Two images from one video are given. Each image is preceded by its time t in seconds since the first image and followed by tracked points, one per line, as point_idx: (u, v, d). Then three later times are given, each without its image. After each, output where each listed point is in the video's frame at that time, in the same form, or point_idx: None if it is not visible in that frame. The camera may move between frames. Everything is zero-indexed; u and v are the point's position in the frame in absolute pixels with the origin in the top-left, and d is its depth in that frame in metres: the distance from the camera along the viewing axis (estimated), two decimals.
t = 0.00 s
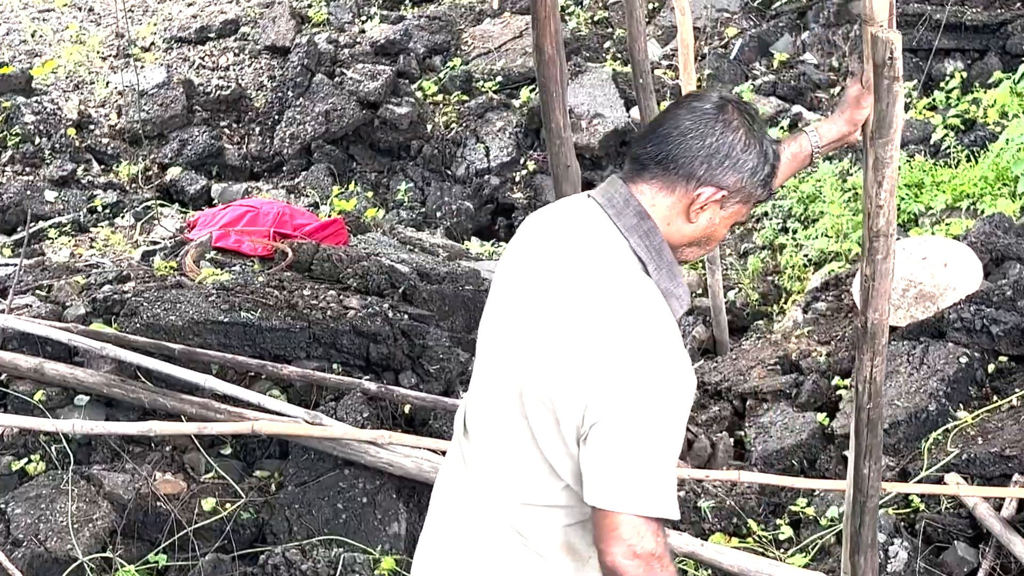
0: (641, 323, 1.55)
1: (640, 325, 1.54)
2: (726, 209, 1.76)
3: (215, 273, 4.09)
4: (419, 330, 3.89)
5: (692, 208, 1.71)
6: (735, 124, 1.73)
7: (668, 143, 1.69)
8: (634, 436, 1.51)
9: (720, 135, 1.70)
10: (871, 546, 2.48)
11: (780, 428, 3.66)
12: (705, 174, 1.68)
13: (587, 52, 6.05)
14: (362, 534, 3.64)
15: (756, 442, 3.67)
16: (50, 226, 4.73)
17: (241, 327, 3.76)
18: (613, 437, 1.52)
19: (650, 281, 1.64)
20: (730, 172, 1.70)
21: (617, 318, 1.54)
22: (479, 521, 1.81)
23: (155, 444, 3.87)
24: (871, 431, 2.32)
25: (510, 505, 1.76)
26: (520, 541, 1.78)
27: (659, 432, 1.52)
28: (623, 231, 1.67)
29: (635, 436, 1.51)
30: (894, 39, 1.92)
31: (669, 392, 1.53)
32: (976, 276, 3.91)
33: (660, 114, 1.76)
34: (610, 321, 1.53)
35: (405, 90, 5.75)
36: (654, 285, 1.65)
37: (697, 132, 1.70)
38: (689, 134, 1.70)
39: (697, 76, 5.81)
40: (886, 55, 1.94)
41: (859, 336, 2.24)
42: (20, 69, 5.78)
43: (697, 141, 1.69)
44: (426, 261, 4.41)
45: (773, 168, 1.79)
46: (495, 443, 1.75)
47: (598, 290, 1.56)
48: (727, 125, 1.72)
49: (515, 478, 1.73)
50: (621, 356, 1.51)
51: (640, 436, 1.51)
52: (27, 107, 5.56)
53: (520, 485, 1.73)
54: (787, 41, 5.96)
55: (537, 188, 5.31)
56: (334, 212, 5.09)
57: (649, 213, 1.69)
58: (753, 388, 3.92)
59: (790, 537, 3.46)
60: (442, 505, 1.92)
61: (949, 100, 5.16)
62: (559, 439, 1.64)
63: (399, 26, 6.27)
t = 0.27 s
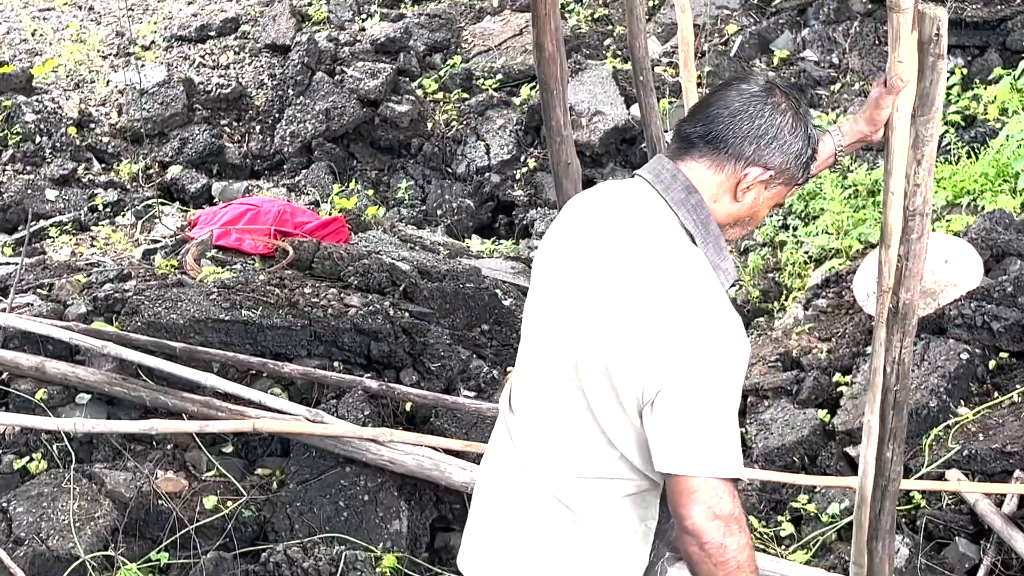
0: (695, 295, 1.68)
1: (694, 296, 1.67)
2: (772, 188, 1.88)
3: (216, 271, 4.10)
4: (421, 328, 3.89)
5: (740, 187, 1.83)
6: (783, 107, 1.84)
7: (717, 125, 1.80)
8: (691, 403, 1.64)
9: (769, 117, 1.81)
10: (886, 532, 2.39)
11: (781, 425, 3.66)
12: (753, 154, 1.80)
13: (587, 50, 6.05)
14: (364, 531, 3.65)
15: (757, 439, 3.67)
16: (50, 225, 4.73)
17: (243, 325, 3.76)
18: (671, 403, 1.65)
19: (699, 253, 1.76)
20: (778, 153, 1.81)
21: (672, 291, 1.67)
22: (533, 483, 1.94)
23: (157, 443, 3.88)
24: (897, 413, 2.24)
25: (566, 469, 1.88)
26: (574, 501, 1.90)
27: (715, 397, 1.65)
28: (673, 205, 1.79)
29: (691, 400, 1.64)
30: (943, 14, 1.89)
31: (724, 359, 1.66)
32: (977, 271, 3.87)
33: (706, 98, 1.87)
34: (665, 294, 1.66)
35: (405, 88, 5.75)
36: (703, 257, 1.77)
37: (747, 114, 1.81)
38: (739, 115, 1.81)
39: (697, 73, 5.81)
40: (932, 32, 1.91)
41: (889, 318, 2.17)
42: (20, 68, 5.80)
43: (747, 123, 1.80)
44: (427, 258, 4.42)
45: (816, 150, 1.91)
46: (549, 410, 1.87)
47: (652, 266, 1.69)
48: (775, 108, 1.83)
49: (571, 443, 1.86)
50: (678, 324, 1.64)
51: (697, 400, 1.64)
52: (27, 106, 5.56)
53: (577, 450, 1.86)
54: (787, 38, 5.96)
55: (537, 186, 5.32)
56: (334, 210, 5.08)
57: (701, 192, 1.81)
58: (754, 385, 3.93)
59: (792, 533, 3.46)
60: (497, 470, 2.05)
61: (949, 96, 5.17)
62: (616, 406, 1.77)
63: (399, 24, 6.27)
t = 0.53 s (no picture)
0: (702, 287, 1.68)
1: (701, 289, 1.68)
2: (784, 183, 1.87)
3: (217, 269, 4.10)
4: (422, 326, 3.89)
5: (750, 182, 1.83)
6: (792, 101, 1.84)
7: (725, 121, 1.81)
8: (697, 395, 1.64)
9: (777, 112, 1.81)
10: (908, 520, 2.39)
11: (783, 422, 3.66)
12: (761, 149, 1.79)
13: (588, 46, 6.05)
14: (366, 529, 3.65)
15: (758, 436, 3.68)
16: (52, 223, 4.72)
17: (244, 323, 3.76)
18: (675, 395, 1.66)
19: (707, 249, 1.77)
20: (786, 147, 1.81)
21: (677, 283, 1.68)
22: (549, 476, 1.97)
23: (159, 441, 3.88)
24: (922, 402, 2.23)
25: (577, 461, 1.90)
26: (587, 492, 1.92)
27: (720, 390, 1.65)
28: (680, 201, 1.81)
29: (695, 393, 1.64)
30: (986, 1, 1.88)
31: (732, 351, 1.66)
32: (978, 268, 3.90)
33: (717, 95, 1.87)
34: (670, 288, 1.67)
35: (405, 86, 5.76)
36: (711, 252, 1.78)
37: (755, 109, 1.81)
38: (747, 111, 1.81)
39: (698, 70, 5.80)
40: (976, 17, 1.89)
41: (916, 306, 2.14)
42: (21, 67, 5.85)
43: (755, 119, 1.80)
44: (428, 256, 4.43)
45: (831, 143, 1.89)
46: (560, 404, 1.90)
47: (659, 260, 1.71)
48: (785, 102, 1.83)
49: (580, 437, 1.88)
50: (683, 318, 1.65)
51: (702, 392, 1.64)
52: (28, 105, 5.57)
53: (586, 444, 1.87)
54: (788, 35, 5.95)
55: (538, 183, 5.32)
56: (335, 208, 5.07)
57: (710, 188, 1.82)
58: (755, 382, 3.94)
59: (793, 530, 3.47)
60: (516, 463, 2.09)
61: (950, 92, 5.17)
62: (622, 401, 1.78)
63: (399, 21, 6.27)
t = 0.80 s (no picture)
0: (670, 333, 1.78)
1: (669, 336, 1.77)
2: (773, 233, 1.84)
3: (216, 268, 4.09)
4: (422, 324, 3.89)
5: (735, 231, 1.83)
6: (787, 150, 1.82)
7: (716, 167, 1.82)
8: (654, 437, 1.75)
9: (763, 163, 1.80)
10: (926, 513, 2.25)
11: (783, 419, 3.66)
12: (743, 199, 1.79)
13: (587, 43, 6.05)
14: (366, 527, 3.64)
15: (759, 433, 3.67)
16: (51, 222, 4.72)
17: (244, 322, 3.76)
18: (634, 429, 1.78)
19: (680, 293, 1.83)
20: (770, 198, 1.79)
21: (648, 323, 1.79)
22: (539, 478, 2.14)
23: (159, 440, 3.87)
24: (947, 394, 2.10)
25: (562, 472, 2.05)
26: (568, 502, 2.07)
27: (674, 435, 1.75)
28: (663, 242, 1.87)
29: (650, 430, 1.76)
30: None
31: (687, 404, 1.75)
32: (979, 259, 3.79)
33: (722, 137, 1.88)
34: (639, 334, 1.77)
35: (405, 83, 5.76)
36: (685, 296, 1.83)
37: (748, 157, 1.81)
38: (739, 158, 1.81)
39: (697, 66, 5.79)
40: None
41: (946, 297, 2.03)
42: (20, 65, 5.80)
43: (744, 166, 1.80)
44: (427, 253, 4.42)
45: (829, 196, 1.85)
46: (554, 419, 2.04)
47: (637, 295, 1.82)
48: (779, 151, 1.81)
49: (568, 455, 2.03)
50: (646, 360, 1.76)
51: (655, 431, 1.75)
52: (27, 103, 5.55)
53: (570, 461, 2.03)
54: (787, 31, 5.96)
55: (537, 181, 5.32)
56: (335, 206, 5.07)
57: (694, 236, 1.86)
58: (755, 379, 3.93)
59: (794, 527, 3.46)
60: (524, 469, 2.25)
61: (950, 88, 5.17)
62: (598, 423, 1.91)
63: (399, 18, 6.27)
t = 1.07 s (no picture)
0: (681, 340, 1.82)
1: (678, 342, 1.82)
2: (786, 268, 1.85)
3: (214, 265, 4.08)
4: (419, 320, 3.88)
5: (752, 258, 1.85)
6: (819, 190, 1.83)
7: (748, 194, 1.84)
8: (658, 432, 1.79)
9: (795, 200, 1.81)
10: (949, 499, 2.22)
11: (781, 414, 3.66)
12: (766, 231, 1.81)
13: (585, 39, 6.05)
14: (364, 524, 3.64)
15: (757, 428, 3.67)
16: (49, 220, 4.72)
17: (241, 319, 3.75)
18: (634, 423, 1.81)
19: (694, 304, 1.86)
20: (792, 236, 1.81)
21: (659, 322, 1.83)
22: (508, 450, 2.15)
23: (157, 437, 3.86)
24: (978, 381, 2.09)
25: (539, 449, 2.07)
26: (537, 479, 2.09)
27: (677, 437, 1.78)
28: (688, 255, 1.89)
29: (651, 427, 1.80)
30: None
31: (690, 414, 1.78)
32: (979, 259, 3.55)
33: (762, 168, 1.90)
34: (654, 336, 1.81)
35: (403, 79, 5.75)
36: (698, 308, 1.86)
37: (780, 189, 1.82)
38: (771, 189, 1.83)
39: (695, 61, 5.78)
40: None
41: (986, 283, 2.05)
42: (17, 64, 5.71)
43: (775, 197, 1.82)
44: (426, 250, 4.42)
45: (851, 243, 1.85)
46: (541, 390, 2.03)
47: (649, 294, 1.86)
48: (811, 188, 1.83)
49: (546, 425, 2.03)
50: (655, 359, 1.79)
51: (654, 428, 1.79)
52: (24, 101, 5.47)
53: (551, 441, 2.03)
54: (785, 26, 5.97)
55: (536, 177, 5.32)
56: (333, 202, 5.06)
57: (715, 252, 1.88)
58: (754, 374, 3.92)
59: (792, 522, 3.46)
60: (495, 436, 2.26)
61: (948, 83, 5.16)
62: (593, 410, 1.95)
63: (396, 14, 6.27)
